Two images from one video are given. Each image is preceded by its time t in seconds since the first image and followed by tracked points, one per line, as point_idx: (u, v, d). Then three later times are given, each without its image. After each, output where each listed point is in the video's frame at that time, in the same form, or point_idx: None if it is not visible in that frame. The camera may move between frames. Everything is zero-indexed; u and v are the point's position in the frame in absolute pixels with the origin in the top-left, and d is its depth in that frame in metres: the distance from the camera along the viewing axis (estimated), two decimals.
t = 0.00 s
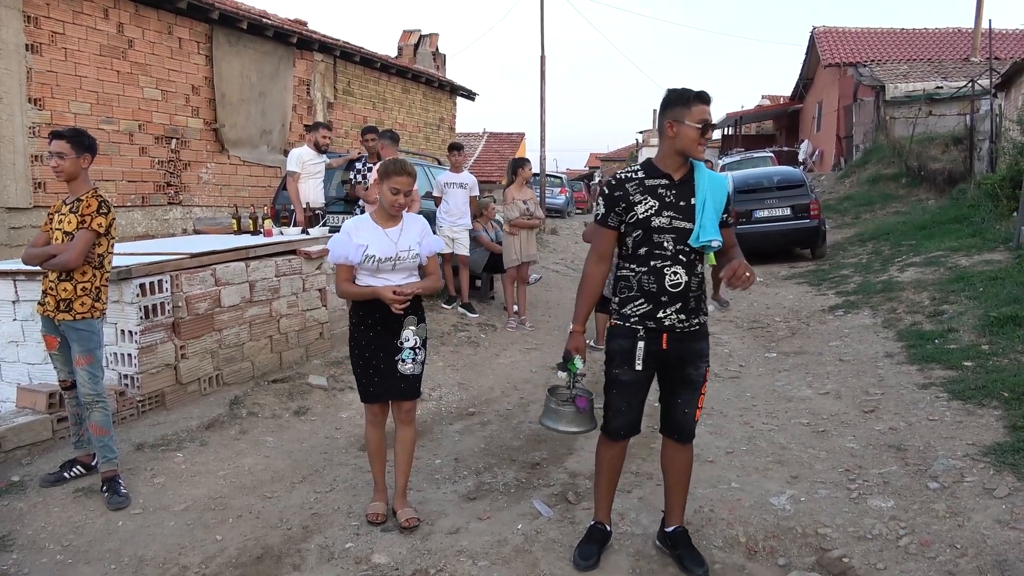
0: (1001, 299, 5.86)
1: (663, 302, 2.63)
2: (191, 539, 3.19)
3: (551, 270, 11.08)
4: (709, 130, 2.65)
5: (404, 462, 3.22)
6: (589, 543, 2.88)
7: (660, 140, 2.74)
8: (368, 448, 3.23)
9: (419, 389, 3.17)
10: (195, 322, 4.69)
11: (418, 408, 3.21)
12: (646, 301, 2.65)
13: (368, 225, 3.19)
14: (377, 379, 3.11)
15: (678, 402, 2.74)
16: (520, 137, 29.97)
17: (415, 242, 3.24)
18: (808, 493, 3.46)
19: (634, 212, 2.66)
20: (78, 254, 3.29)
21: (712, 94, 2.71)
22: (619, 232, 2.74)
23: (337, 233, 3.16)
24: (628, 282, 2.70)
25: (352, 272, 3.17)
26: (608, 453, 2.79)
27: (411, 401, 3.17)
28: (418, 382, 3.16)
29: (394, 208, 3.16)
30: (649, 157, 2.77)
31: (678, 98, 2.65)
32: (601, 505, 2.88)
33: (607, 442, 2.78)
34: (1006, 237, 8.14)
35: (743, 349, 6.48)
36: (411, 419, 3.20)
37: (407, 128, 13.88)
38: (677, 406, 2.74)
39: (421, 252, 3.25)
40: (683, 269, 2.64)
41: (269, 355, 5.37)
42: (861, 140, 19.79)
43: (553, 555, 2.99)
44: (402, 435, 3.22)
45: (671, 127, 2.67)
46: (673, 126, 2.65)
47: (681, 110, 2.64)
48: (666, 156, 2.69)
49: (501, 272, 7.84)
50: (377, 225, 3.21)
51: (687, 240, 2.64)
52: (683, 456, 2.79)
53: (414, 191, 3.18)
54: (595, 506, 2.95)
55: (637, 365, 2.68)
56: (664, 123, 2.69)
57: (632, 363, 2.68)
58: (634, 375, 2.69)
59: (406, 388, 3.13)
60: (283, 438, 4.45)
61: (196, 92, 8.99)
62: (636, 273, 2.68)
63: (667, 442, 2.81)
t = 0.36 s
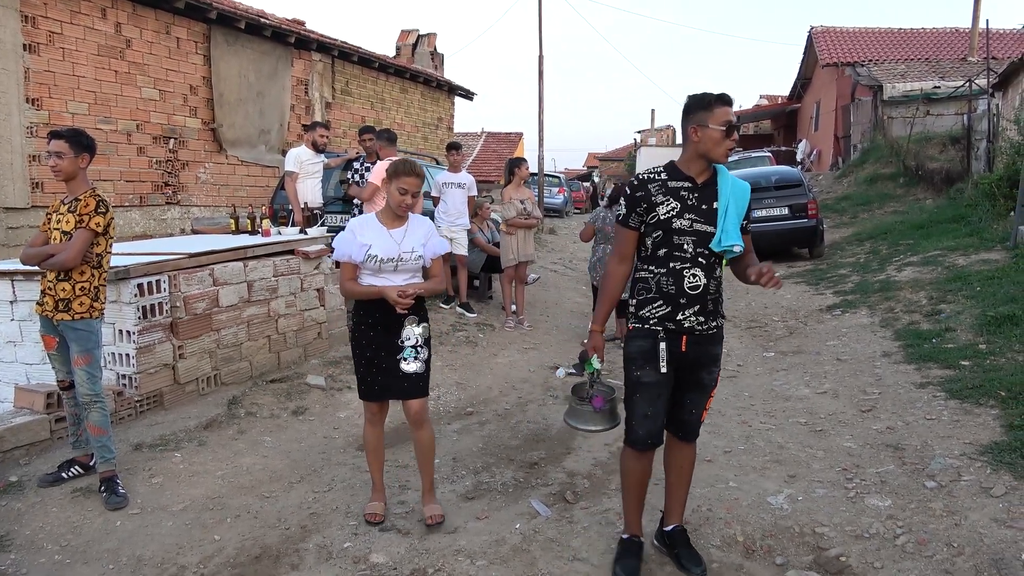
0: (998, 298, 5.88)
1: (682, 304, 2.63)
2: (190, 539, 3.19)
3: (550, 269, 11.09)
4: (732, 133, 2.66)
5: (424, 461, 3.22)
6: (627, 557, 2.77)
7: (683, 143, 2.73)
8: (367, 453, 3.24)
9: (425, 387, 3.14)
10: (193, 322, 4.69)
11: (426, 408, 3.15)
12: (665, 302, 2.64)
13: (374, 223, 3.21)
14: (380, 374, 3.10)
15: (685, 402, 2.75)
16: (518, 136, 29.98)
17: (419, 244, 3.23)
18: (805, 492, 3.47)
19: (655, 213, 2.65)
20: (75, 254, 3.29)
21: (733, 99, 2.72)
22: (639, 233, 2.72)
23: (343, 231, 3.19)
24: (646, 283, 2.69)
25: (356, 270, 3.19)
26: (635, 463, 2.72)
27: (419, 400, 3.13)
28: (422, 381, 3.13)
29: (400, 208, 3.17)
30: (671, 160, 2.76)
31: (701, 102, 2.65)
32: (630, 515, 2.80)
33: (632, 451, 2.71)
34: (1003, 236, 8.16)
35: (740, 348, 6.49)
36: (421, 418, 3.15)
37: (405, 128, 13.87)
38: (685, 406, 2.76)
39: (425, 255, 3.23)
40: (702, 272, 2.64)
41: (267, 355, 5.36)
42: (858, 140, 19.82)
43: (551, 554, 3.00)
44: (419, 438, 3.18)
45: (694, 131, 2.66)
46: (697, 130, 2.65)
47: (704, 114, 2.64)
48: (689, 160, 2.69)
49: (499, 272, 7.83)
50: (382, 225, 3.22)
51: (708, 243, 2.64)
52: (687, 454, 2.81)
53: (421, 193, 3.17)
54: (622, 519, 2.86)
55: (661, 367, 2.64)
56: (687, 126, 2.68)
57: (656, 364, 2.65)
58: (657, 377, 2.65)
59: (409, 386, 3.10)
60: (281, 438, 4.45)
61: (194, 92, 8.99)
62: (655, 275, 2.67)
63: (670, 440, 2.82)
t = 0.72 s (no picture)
0: (996, 299, 5.89)
1: (685, 306, 2.63)
2: (188, 539, 3.19)
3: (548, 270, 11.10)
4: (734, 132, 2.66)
5: (436, 463, 3.21)
6: (627, 557, 2.76)
7: (683, 145, 2.73)
8: (375, 453, 3.24)
9: (447, 393, 3.15)
10: (192, 321, 4.69)
11: (448, 410, 3.18)
12: (667, 304, 2.64)
13: (396, 225, 3.19)
14: (406, 380, 3.11)
15: (687, 403, 2.75)
16: (517, 137, 30.00)
17: (443, 243, 3.21)
18: (803, 493, 3.47)
19: (656, 215, 2.66)
20: (75, 253, 3.28)
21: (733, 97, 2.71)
22: (640, 236, 2.72)
23: (364, 234, 3.16)
24: (649, 285, 2.68)
25: (378, 273, 3.16)
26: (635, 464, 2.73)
27: (442, 405, 3.15)
28: (446, 385, 3.14)
29: (421, 203, 3.19)
30: (672, 162, 2.76)
31: (702, 103, 2.64)
32: (628, 515, 2.81)
33: (633, 452, 2.71)
34: (1001, 238, 8.17)
35: (738, 349, 6.50)
36: (440, 422, 3.18)
37: (404, 128, 13.88)
38: (686, 407, 2.76)
39: (449, 254, 3.21)
40: (705, 274, 2.64)
41: (266, 354, 5.36)
42: (857, 141, 19.85)
43: (549, 555, 3.00)
44: (436, 440, 3.19)
45: (694, 131, 2.66)
46: (698, 131, 2.65)
47: (705, 115, 2.63)
48: (690, 161, 2.69)
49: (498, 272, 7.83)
50: (404, 227, 3.21)
51: (711, 245, 2.65)
52: (688, 454, 2.82)
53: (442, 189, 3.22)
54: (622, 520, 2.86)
55: (666, 369, 2.63)
56: (688, 128, 2.68)
57: (660, 366, 2.64)
58: (660, 378, 2.65)
59: (434, 391, 3.12)
60: (279, 437, 4.45)
61: (193, 91, 8.98)
62: (657, 276, 2.67)
63: (669, 441, 2.83)
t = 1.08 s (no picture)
0: (994, 301, 5.89)
1: (672, 308, 2.62)
2: (185, 539, 3.18)
3: (547, 270, 11.10)
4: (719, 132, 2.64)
5: (433, 466, 3.20)
6: (586, 553, 2.80)
7: (667, 147, 2.73)
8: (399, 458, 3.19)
9: (448, 396, 3.14)
10: (190, 320, 4.68)
11: (449, 413, 3.17)
12: (655, 306, 2.63)
13: (412, 225, 3.20)
14: (410, 382, 3.09)
15: (677, 405, 2.75)
16: (516, 137, 30.00)
17: (457, 247, 3.19)
18: (801, 495, 3.47)
19: (642, 217, 2.64)
20: (74, 253, 3.27)
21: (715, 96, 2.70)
22: (626, 238, 2.71)
23: (379, 231, 3.18)
24: (635, 287, 2.68)
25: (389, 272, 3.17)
26: (608, 465, 2.73)
27: (442, 407, 3.14)
28: (447, 387, 3.13)
29: (437, 200, 3.19)
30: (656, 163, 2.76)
31: (684, 105, 2.65)
32: (590, 513, 2.81)
33: (604, 451, 2.72)
34: (999, 240, 8.17)
35: (737, 350, 6.50)
36: (440, 425, 3.17)
37: (404, 128, 13.88)
38: (677, 409, 2.75)
39: (462, 259, 3.20)
40: (692, 275, 2.63)
41: (264, 354, 5.35)
42: (855, 143, 19.87)
43: (547, 555, 3.00)
44: (436, 441, 3.20)
45: (678, 134, 2.66)
46: (681, 132, 2.64)
47: (688, 116, 2.62)
48: (674, 162, 2.68)
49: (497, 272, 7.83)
50: (420, 227, 3.21)
51: (697, 246, 2.63)
52: (681, 455, 2.82)
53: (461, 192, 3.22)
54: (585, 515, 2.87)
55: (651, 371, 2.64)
56: (671, 129, 2.68)
57: (645, 369, 2.64)
58: (642, 381, 2.65)
59: (434, 393, 3.11)
60: (277, 437, 4.44)
61: (192, 90, 8.97)
62: (644, 279, 2.66)
63: (663, 443, 2.84)
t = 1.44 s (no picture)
0: (993, 304, 5.90)
1: (639, 308, 2.62)
2: (184, 539, 3.17)
3: (546, 271, 11.11)
4: (681, 131, 2.62)
5: (435, 467, 3.21)
6: (581, 557, 2.78)
7: (632, 144, 2.72)
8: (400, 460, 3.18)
9: (455, 398, 3.16)
10: (189, 320, 4.67)
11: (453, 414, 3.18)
12: (622, 306, 2.63)
13: (412, 228, 3.18)
14: (416, 384, 3.08)
15: (659, 411, 2.72)
16: (516, 138, 30.02)
17: (457, 248, 3.22)
18: (801, 496, 3.47)
19: (610, 218, 2.63)
20: (62, 252, 3.27)
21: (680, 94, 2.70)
22: (594, 239, 2.69)
23: (378, 235, 3.14)
24: (603, 286, 2.67)
25: (390, 276, 3.15)
26: (588, 461, 2.73)
27: (447, 408, 3.15)
28: (455, 389, 3.14)
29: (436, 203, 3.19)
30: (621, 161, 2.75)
31: (648, 101, 2.64)
32: (581, 516, 2.81)
33: (583, 450, 2.72)
34: (999, 242, 8.17)
35: (736, 351, 6.50)
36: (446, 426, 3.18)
37: (404, 129, 13.89)
38: (659, 415, 2.73)
39: (463, 260, 3.23)
40: (660, 275, 2.64)
41: (263, 354, 5.35)
42: (854, 145, 19.89)
43: (546, 556, 2.99)
44: (439, 442, 3.20)
45: (641, 130, 2.65)
46: (644, 130, 2.64)
47: (653, 113, 2.61)
48: (639, 160, 2.68)
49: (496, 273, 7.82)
50: (420, 229, 3.20)
51: (665, 245, 2.65)
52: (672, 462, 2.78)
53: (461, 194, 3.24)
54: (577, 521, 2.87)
55: (610, 373, 2.64)
56: (635, 127, 2.67)
57: (608, 370, 2.64)
58: (609, 383, 2.65)
59: (443, 396, 3.11)
60: (275, 437, 4.44)
61: (191, 90, 8.96)
62: (612, 278, 2.66)
63: (653, 453, 2.79)
